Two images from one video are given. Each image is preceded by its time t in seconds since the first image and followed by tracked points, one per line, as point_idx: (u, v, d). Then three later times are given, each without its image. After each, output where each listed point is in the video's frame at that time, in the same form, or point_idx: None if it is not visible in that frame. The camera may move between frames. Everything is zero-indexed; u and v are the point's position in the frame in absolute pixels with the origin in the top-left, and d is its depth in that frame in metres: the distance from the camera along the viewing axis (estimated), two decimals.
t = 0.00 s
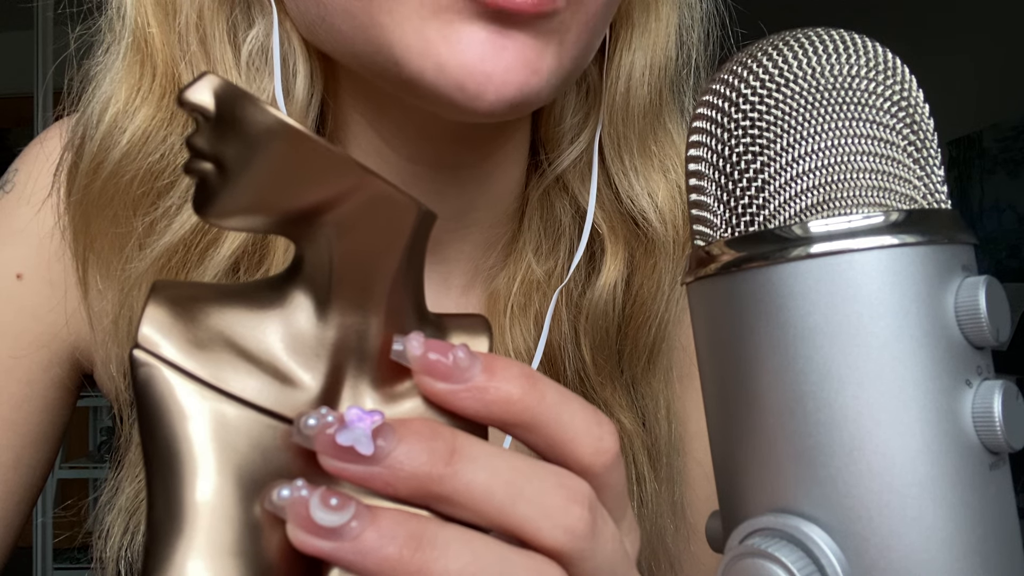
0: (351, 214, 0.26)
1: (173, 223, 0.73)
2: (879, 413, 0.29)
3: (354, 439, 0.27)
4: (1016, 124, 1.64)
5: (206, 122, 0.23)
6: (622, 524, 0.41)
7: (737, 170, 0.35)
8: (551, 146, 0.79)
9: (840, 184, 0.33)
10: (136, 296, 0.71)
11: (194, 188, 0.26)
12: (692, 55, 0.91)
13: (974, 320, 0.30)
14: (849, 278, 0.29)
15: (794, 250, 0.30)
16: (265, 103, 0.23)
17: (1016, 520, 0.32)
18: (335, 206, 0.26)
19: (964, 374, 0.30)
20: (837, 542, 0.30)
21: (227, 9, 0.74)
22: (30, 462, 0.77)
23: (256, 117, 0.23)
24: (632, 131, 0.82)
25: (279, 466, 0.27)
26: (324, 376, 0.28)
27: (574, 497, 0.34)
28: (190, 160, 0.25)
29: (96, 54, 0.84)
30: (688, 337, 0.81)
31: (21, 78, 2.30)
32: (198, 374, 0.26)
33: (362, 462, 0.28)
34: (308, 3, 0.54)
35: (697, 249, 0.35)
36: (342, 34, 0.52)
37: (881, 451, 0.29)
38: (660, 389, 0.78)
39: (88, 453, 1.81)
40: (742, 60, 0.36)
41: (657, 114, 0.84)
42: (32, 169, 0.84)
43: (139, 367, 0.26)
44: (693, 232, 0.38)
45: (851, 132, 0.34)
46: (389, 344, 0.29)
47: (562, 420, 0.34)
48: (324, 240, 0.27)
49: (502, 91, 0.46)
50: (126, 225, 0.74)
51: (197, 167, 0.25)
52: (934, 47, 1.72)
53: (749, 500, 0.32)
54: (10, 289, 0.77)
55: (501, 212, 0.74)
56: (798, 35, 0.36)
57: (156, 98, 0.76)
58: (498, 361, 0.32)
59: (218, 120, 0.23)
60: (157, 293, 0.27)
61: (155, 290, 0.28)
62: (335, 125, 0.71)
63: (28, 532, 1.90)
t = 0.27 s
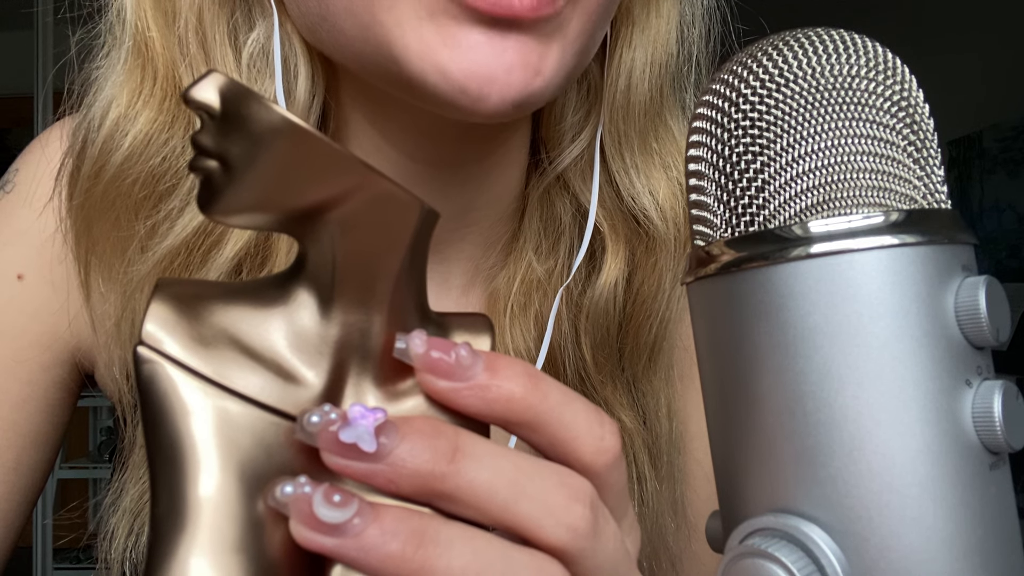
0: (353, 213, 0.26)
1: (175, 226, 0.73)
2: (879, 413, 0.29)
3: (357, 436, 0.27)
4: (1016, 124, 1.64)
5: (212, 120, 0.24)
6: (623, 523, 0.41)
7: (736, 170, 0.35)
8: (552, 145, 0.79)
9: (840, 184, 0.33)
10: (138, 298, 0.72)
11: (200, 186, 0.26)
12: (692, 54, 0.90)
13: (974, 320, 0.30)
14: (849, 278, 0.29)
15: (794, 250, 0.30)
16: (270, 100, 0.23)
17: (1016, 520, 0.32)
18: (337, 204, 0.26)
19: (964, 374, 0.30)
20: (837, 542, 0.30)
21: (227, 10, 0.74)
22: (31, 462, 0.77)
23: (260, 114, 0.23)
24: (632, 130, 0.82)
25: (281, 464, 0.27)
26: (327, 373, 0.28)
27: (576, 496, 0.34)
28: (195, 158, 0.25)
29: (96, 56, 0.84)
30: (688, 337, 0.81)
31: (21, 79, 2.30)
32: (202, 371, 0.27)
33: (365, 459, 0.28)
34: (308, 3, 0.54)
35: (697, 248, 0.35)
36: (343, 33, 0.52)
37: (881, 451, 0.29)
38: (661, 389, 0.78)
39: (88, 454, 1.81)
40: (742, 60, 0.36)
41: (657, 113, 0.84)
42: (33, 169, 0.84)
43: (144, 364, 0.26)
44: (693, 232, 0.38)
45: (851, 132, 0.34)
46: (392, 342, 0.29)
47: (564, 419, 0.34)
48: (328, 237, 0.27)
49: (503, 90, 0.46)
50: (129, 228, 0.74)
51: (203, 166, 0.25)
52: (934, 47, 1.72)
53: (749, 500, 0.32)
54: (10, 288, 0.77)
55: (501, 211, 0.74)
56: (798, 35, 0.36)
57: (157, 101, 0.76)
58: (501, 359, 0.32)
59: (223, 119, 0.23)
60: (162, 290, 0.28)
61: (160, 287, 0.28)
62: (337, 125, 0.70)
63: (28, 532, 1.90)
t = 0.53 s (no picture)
0: (352, 213, 0.26)
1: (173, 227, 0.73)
2: (879, 413, 0.29)
3: (355, 436, 0.27)
4: (1016, 124, 1.64)
5: (209, 121, 0.24)
6: (622, 523, 0.41)
7: (737, 170, 0.35)
8: (551, 143, 0.79)
9: (840, 184, 0.33)
10: (136, 299, 0.71)
11: (197, 186, 0.26)
12: (691, 53, 0.90)
13: (974, 320, 0.30)
14: (849, 278, 0.29)
15: (794, 250, 0.30)
16: (268, 101, 0.23)
17: (1016, 520, 0.32)
18: (336, 205, 0.26)
19: (964, 374, 0.30)
20: (837, 542, 0.30)
21: (225, 11, 0.74)
22: (31, 462, 0.77)
23: (258, 115, 0.23)
24: (631, 128, 0.82)
25: (280, 463, 0.27)
26: (325, 373, 0.28)
27: (575, 495, 0.34)
28: (193, 158, 0.25)
29: (95, 57, 0.84)
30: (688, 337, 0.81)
31: (20, 79, 2.30)
32: (200, 371, 0.27)
33: (363, 459, 0.28)
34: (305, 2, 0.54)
35: (697, 248, 0.35)
36: (337, 34, 0.52)
37: (881, 451, 0.29)
38: (660, 388, 0.78)
39: (88, 454, 1.81)
40: (742, 61, 0.36)
41: (656, 112, 0.84)
42: (32, 170, 0.84)
43: (142, 364, 0.26)
44: (693, 232, 0.38)
45: (851, 132, 0.34)
46: (391, 342, 0.29)
47: (563, 418, 0.34)
48: (326, 237, 0.27)
49: (498, 91, 0.46)
50: (127, 229, 0.74)
51: (200, 166, 0.25)
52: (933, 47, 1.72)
53: (749, 500, 0.32)
54: (10, 288, 0.76)
55: (501, 211, 0.74)
56: (798, 35, 0.36)
57: (155, 103, 0.76)
58: (500, 359, 0.32)
59: (221, 119, 0.23)
60: (161, 290, 0.28)
61: (158, 287, 0.28)
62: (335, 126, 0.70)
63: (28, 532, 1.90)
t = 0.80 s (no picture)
0: (352, 212, 0.26)
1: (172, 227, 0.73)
2: (879, 413, 0.29)
3: (354, 433, 0.27)
4: (1016, 124, 1.64)
5: (210, 120, 0.24)
6: (621, 522, 0.41)
7: (737, 170, 0.35)
8: (550, 142, 0.79)
9: (840, 184, 0.33)
10: (136, 300, 0.72)
11: (197, 185, 0.26)
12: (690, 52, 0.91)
13: (974, 320, 0.30)
14: (849, 278, 0.29)
15: (793, 250, 0.30)
16: (268, 100, 0.23)
17: (1016, 520, 0.32)
18: (336, 204, 0.26)
19: (964, 374, 0.30)
20: (837, 542, 0.30)
21: (223, 12, 0.74)
22: (31, 461, 0.77)
23: (258, 114, 0.23)
24: (630, 126, 0.82)
25: (280, 461, 0.27)
26: (325, 371, 0.28)
27: (573, 493, 0.34)
28: (194, 158, 0.25)
29: (93, 58, 0.84)
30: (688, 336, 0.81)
31: (20, 79, 2.30)
32: (200, 369, 0.27)
33: (362, 456, 0.28)
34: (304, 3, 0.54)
35: (698, 248, 0.35)
36: (335, 34, 0.52)
37: (881, 451, 0.29)
38: (660, 388, 0.78)
39: (88, 454, 1.81)
40: (742, 61, 0.36)
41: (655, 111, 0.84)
42: (32, 170, 0.84)
43: (142, 362, 0.26)
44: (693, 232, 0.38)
45: (851, 132, 0.34)
46: (390, 340, 0.29)
47: (561, 417, 0.34)
48: (325, 237, 0.27)
49: (495, 92, 0.46)
50: (126, 229, 0.74)
51: (201, 165, 0.25)
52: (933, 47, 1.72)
53: (749, 500, 0.32)
54: (9, 288, 0.76)
55: (500, 211, 0.74)
56: (798, 35, 0.36)
57: (153, 103, 0.76)
58: (498, 357, 0.32)
59: (222, 119, 0.23)
60: (161, 289, 0.28)
61: (158, 285, 0.28)
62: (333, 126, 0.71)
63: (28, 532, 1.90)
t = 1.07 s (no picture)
0: (351, 211, 0.26)
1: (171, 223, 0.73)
2: (879, 413, 0.29)
3: (351, 431, 0.27)
4: (1016, 124, 1.64)
5: (210, 119, 0.24)
6: (619, 523, 0.41)
7: (737, 170, 0.35)
8: (549, 142, 0.79)
9: (840, 184, 0.33)
10: (134, 295, 0.71)
11: (199, 183, 0.26)
12: (688, 53, 0.90)
13: (974, 320, 0.30)
14: (849, 279, 0.29)
15: (793, 250, 0.30)
16: (268, 100, 0.23)
17: (1016, 520, 0.32)
18: (335, 202, 0.26)
19: (964, 374, 0.30)
20: (837, 542, 0.30)
21: (223, 10, 0.74)
22: (30, 460, 0.77)
23: (258, 113, 0.23)
24: (629, 126, 0.82)
25: (278, 459, 0.27)
26: (323, 369, 0.28)
27: (569, 492, 0.34)
28: (194, 156, 0.25)
29: (93, 55, 0.84)
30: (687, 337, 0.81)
31: (21, 79, 2.30)
32: (200, 366, 0.27)
33: (357, 454, 0.28)
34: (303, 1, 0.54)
35: (697, 248, 0.35)
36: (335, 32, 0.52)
37: (882, 451, 0.29)
38: (661, 387, 0.78)
39: (88, 454, 1.81)
40: (742, 61, 0.36)
41: (654, 110, 0.84)
42: (32, 169, 0.84)
43: (141, 358, 0.26)
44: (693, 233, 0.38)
45: (851, 132, 0.34)
46: (387, 339, 0.29)
47: (559, 416, 0.34)
48: (325, 235, 0.27)
49: (495, 92, 0.46)
50: (124, 225, 0.74)
51: (201, 163, 0.25)
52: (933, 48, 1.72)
53: (749, 500, 0.32)
54: (9, 287, 0.76)
55: (500, 211, 0.74)
56: (798, 34, 0.36)
57: (153, 99, 0.76)
58: (496, 357, 0.32)
59: (222, 117, 0.23)
60: (161, 285, 0.28)
61: (158, 282, 0.28)
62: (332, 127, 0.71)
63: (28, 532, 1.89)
